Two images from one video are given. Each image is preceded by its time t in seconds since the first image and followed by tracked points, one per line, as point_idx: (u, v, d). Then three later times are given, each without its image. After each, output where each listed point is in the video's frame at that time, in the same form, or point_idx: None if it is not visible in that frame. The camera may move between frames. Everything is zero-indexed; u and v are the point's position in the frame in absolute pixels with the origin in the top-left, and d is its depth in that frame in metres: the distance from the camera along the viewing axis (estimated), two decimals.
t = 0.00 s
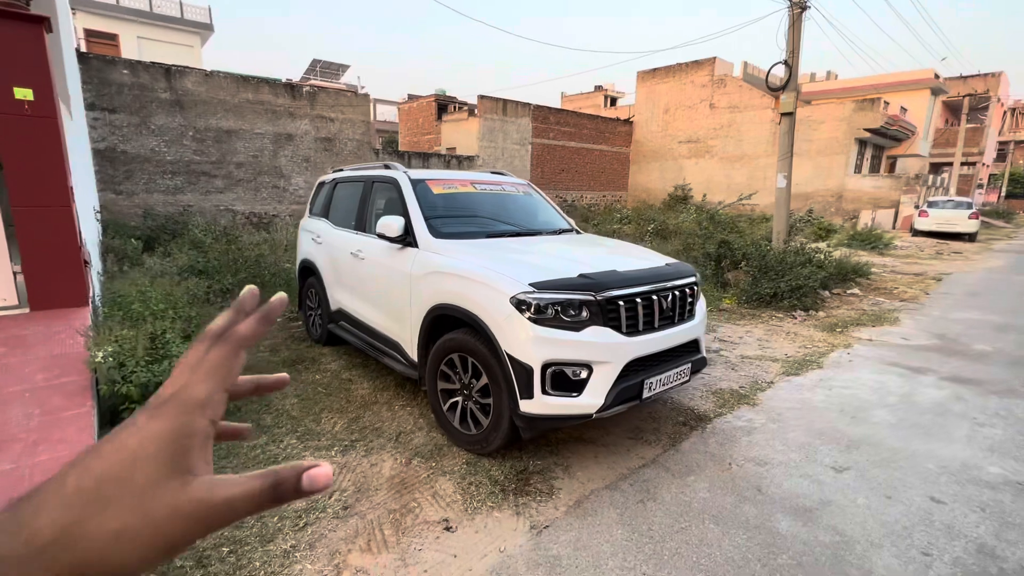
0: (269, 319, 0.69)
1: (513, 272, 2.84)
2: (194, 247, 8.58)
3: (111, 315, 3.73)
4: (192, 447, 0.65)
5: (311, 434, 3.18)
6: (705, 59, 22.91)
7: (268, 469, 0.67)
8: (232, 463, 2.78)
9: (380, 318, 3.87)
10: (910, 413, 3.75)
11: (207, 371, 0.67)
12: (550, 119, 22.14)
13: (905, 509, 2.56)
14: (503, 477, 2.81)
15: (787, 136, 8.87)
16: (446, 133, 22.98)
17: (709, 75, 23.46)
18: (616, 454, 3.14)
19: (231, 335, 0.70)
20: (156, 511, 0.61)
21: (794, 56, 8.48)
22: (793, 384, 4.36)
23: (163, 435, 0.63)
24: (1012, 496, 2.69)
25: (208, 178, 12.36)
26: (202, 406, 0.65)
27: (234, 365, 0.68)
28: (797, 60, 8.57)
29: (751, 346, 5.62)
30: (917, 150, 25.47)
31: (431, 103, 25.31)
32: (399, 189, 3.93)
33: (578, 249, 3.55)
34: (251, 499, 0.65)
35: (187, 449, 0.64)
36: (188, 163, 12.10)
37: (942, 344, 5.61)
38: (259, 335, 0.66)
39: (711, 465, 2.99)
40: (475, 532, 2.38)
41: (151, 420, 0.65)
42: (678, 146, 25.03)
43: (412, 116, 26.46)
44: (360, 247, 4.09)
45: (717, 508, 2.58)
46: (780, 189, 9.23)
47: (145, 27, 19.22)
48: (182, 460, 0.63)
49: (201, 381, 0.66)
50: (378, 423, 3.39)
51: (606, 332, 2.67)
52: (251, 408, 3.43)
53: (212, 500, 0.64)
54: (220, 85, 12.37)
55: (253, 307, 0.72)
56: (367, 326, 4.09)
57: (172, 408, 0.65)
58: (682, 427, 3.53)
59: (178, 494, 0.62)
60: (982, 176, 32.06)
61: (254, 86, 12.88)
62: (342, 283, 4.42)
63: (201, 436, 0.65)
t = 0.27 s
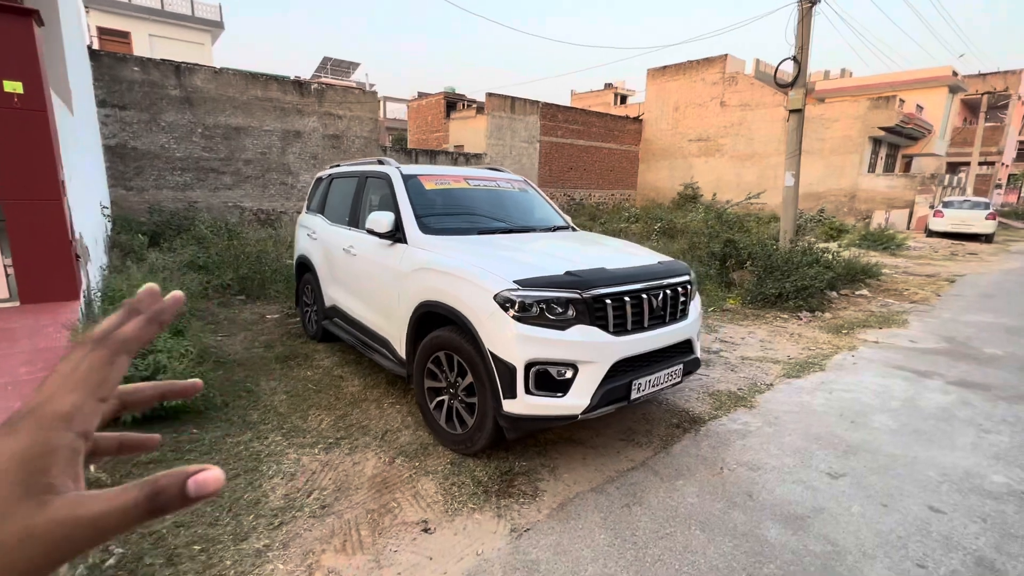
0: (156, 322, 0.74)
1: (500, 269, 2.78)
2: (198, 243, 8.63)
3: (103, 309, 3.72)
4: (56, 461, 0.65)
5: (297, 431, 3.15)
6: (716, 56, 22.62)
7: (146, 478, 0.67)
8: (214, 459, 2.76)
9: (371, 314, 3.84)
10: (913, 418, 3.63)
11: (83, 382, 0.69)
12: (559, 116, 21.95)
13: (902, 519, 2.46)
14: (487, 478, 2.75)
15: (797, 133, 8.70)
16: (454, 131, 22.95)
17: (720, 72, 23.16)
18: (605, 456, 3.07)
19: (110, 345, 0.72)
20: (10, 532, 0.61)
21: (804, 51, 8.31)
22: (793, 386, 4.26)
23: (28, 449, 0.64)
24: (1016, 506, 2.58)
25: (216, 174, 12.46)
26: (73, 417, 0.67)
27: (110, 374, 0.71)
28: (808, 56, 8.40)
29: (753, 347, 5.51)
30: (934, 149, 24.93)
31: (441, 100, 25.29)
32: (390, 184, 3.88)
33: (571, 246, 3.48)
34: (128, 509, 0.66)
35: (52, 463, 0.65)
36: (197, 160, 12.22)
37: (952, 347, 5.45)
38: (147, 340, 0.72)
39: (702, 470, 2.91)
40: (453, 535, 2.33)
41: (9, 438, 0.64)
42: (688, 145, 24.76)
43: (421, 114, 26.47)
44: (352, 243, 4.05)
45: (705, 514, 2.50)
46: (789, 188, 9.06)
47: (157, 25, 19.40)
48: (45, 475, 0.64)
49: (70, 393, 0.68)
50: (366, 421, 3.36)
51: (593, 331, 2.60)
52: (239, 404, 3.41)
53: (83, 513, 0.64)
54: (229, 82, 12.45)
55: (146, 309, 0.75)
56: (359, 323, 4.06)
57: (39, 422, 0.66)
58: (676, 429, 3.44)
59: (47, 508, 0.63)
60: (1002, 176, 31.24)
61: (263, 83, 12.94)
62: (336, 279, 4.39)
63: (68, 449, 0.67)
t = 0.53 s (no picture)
0: (189, 314, 0.65)
1: (486, 264, 2.70)
2: (203, 236, 8.66)
3: (95, 302, 3.69)
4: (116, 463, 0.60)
5: (283, 428, 3.10)
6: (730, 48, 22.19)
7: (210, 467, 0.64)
8: (196, 455, 2.72)
9: (362, 310, 3.78)
10: (920, 422, 3.49)
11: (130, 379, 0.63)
12: (568, 110, 21.68)
13: (902, 529, 2.35)
14: (472, 479, 2.69)
15: (807, 126, 8.47)
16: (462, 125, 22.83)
17: (734, 64, 22.72)
18: (595, 458, 2.99)
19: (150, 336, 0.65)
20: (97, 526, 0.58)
21: (816, 41, 8.07)
22: (796, 386, 4.13)
23: (81, 453, 0.58)
24: None
25: (226, 169, 12.55)
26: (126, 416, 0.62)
27: (156, 367, 0.65)
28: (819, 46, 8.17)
29: (757, 346, 5.37)
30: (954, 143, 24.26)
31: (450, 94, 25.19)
32: (382, 178, 3.82)
33: (563, 242, 3.39)
34: (195, 499, 0.62)
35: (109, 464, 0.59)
36: (207, 154, 12.30)
37: (966, 347, 5.26)
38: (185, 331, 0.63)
39: (696, 474, 2.81)
40: (432, 537, 2.26)
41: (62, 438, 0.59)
42: (700, 139, 24.39)
43: (431, 108, 26.39)
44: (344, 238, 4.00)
45: (695, 520, 2.40)
46: (799, 183, 8.84)
47: (168, 19, 19.52)
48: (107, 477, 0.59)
49: (118, 390, 0.62)
50: (354, 418, 3.31)
51: (580, 329, 2.50)
52: (227, 400, 3.37)
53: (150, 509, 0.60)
54: (238, 77, 12.49)
55: (177, 299, 0.66)
56: (351, 318, 4.01)
57: (90, 422, 0.60)
58: (670, 430, 3.34)
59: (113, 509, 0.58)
60: None
61: (271, 77, 12.96)
62: (330, 274, 4.34)
63: (129, 446, 0.61)
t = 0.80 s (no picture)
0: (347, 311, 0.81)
1: (464, 260, 2.64)
2: (199, 229, 8.63)
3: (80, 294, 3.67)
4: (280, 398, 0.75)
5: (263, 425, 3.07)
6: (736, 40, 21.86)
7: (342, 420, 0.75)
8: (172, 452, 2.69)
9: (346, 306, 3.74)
10: (913, 423, 3.41)
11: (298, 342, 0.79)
12: (571, 103, 21.43)
13: (887, 536, 2.29)
14: (450, 479, 2.64)
15: (810, 120, 8.31)
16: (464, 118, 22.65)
17: (740, 56, 22.41)
18: (578, 458, 2.94)
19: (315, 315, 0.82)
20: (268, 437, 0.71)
21: (820, 32, 7.91)
22: (788, 386, 4.07)
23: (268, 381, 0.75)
24: (1016, 525, 2.38)
25: (226, 161, 12.53)
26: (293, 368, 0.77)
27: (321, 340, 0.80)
28: (824, 38, 8.01)
29: (753, 343, 5.30)
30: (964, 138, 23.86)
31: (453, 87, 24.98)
32: (366, 172, 3.76)
33: (549, 238, 3.32)
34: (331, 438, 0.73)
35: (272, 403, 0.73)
36: (208, 147, 12.28)
37: (966, 347, 5.16)
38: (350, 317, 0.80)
39: (679, 475, 2.76)
40: (405, 538, 2.22)
41: (262, 370, 0.77)
42: (705, 132, 24.12)
43: (433, 101, 26.19)
44: (330, 233, 3.95)
45: (674, 524, 2.36)
46: (801, 178, 8.69)
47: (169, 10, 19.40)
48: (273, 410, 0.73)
49: (302, 345, 0.79)
50: (336, 415, 3.27)
51: (558, 328, 2.44)
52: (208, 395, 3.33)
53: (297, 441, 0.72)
54: (238, 68, 12.43)
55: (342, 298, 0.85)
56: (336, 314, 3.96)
57: (278, 363, 0.77)
58: (656, 430, 3.29)
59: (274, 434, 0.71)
60: None
61: (272, 69, 12.90)
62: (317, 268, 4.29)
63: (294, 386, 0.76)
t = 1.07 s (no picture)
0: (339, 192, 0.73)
1: (448, 257, 2.61)
2: (208, 225, 8.73)
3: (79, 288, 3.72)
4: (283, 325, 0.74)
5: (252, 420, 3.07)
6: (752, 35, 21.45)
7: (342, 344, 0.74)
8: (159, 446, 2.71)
9: (338, 302, 3.73)
10: (917, 428, 3.31)
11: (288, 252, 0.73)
12: (583, 100, 21.22)
13: (879, 545, 2.20)
14: (434, 478, 2.62)
15: (823, 116, 8.12)
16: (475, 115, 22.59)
17: (755, 52, 22.02)
18: (566, 458, 2.90)
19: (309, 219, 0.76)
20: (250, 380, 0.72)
21: (834, 26, 7.72)
22: (789, 388, 3.98)
23: (241, 314, 0.72)
24: (1018, 536, 2.27)
25: (238, 158, 12.68)
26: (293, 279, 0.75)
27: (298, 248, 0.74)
28: (837, 31, 7.82)
29: (756, 344, 5.20)
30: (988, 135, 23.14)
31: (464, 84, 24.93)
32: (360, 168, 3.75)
33: (540, 235, 3.27)
34: (331, 368, 0.73)
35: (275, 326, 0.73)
36: (221, 144, 12.46)
37: (979, 350, 5.00)
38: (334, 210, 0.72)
39: (668, 478, 2.70)
40: (383, 537, 2.21)
41: (229, 301, 0.74)
42: (718, 130, 23.77)
43: (445, 98, 26.17)
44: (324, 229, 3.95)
45: (658, 528, 2.30)
46: (813, 176, 8.49)
47: (184, 9, 19.62)
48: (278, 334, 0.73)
49: (273, 265, 0.73)
50: (326, 411, 3.26)
51: (542, 326, 2.39)
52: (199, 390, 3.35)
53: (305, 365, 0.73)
54: (251, 66, 12.57)
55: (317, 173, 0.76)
56: (330, 311, 3.97)
57: (248, 292, 0.73)
58: (648, 432, 3.22)
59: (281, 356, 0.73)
60: None
61: (284, 67, 13.03)
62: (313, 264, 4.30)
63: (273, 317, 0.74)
